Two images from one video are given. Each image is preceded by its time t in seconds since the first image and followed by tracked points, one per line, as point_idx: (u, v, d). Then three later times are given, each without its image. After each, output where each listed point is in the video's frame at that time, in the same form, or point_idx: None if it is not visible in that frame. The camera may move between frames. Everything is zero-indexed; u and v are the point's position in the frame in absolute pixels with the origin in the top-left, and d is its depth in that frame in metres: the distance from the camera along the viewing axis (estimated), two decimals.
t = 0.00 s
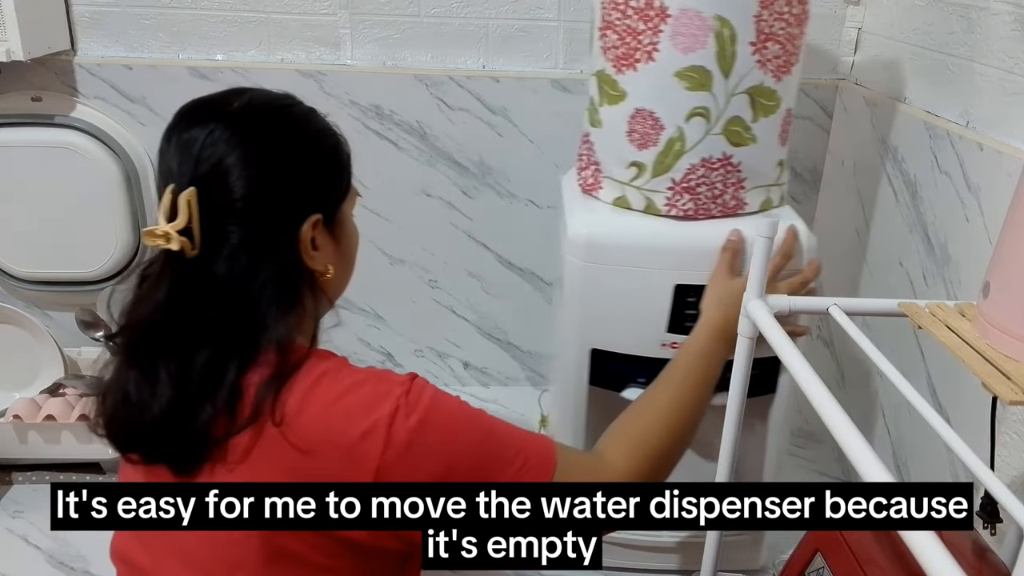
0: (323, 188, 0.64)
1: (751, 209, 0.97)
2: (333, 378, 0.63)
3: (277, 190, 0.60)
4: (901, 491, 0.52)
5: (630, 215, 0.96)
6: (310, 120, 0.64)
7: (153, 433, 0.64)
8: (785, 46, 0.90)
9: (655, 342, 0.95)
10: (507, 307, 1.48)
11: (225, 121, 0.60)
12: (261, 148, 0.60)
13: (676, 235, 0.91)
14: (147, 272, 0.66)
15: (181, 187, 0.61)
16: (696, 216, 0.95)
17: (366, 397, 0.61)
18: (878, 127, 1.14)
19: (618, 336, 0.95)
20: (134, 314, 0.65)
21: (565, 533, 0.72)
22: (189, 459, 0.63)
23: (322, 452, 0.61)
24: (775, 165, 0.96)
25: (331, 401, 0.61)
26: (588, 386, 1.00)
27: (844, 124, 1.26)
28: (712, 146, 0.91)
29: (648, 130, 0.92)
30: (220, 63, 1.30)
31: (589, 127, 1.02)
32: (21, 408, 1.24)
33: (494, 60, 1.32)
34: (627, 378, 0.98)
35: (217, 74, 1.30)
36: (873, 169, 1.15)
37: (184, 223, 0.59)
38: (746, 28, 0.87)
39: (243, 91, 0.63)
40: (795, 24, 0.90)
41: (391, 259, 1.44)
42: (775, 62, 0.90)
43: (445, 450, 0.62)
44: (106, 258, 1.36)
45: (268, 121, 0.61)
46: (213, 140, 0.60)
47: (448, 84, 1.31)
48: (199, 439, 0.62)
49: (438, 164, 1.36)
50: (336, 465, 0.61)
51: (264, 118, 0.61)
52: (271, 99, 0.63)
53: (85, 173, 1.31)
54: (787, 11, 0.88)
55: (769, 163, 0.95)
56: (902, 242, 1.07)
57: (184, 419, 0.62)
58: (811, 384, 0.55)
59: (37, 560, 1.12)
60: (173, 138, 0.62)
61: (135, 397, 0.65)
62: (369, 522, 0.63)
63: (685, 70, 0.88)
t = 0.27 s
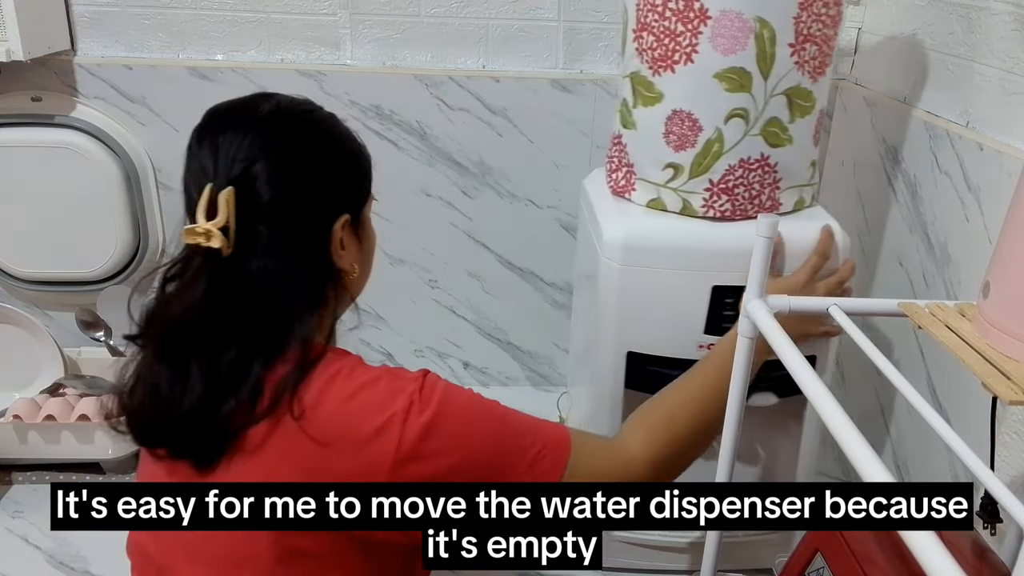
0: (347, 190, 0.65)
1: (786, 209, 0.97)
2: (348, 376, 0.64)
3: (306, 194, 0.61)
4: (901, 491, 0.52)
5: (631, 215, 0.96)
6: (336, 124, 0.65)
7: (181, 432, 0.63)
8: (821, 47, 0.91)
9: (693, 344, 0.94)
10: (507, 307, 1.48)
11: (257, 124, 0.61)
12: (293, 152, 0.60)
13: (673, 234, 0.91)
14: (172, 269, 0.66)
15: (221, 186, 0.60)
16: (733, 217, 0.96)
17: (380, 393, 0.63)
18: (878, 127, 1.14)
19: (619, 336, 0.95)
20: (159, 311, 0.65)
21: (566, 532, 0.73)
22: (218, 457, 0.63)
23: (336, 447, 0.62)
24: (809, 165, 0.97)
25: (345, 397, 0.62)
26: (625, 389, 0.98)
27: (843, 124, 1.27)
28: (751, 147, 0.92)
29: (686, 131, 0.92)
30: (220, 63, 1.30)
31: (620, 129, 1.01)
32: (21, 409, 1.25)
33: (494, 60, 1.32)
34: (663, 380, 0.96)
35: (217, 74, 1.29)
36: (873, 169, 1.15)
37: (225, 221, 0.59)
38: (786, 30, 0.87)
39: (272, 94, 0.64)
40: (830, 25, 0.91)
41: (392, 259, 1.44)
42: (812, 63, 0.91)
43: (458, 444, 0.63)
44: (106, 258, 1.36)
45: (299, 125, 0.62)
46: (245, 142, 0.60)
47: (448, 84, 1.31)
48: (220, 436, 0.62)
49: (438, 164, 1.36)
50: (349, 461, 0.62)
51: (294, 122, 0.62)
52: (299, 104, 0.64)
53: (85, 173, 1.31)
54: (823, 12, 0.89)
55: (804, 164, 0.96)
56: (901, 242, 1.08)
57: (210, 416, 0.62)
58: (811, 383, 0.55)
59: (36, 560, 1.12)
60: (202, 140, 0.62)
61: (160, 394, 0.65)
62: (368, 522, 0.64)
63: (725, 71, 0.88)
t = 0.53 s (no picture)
0: (347, 190, 0.66)
1: (792, 209, 0.98)
2: (341, 375, 0.64)
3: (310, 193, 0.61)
4: (900, 491, 0.52)
5: (630, 215, 0.96)
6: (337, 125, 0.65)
7: (181, 429, 0.63)
8: (828, 47, 0.91)
9: (699, 344, 0.94)
10: (507, 307, 1.48)
11: (262, 121, 0.60)
12: (297, 151, 0.61)
13: (673, 234, 0.92)
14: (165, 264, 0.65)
15: (228, 183, 0.59)
16: (740, 217, 0.96)
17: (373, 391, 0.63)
18: (878, 127, 1.14)
19: (619, 336, 0.95)
20: (153, 306, 0.64)
21: (566, 532, 0.73)
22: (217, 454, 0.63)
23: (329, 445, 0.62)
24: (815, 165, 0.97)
25: (339, 394, 0.62)
26: (631, 390, 0.98)
27: (843, 124, 1.27)
28: (758, 147, 0.92)
29: (693, 131, 0.92)
30: (220, 63, 1.30)
31: (627, 129, 1.01)
32: (21, 408, 1.25)
33: (494, 60, 1.33)
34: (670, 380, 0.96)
35: (216, 74, 1.29)
36: (873, 169, 1.15)
37: (234, 219, 0.58)
38: (794, 30, 0.87)
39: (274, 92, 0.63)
40: (837, 26, 0.91)
41: (392, 259, 1.44)
42: (820, 63, 0.91)
43: (453, 442, 0.63)
44: (106, 257, 1.36)
45: (303, 124, 0.62)
46: (250, 139, 0.60)
47: (448, 84, 1.31)
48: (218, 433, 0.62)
49: (437, 164, 1.36)
50: (343, 459, 0.62)
51: (298, 120, 0.62)
52: (301, 103, 0.63)
53: (85, 173, 1.31)
54: (831, 13, 0.89)
55: (811, 164, 0.96)
56: (901, 243, 1.08)
57: (209, 413, 0.62)
58: (810, 383, 0.55)
59: (36, 560, 1.12)
60: (205, 136, 0.61)
61: (154, 391, 0.64)
62: (368, 522, 0.64)
63: (734, 71, 0.88)
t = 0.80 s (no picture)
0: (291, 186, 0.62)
1: (792, 209, 0.98)
2: (285, 386, 0.60)
3: (246, 190, 0.58)
4: (901, 491, 0.52)
5: (630, 215, 0.96)
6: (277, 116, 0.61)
7: (117, 436, 0.61)
8: (828, 47, 0.91)
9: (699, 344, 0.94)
10: (507, 306, 1.48)
11: (195, 116, 0.57)
12: (228, 147, 0.57)
13: (673, 234, 0.92)
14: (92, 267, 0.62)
15: (156, 184, 0.56)
16: (740, 217, 0.96)
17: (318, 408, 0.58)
18: (878, 127, 1.14)
19: (619, 336, 0.95)
20: (83, 313, 0.61)
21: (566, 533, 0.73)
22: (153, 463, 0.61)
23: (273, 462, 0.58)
24: (815, 165, 0.97)
25: (281, 410, 0.58)
26: (631, 391, 0.98)
27: (843, 124, 1.27)
28: (758, 147, 0.92)
29: (693, 132, 0.92)
30: (220, 63, 1.30)
31: (627, 129, 1.01)
32: (22, 408, 1.25)
33: (494, 60, 1.33)
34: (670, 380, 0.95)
35: (217, 74, 1.29)
36: (873, 169, 1.15)
37: (161, 222, 0.56)
38: (794, 30, 0.87)
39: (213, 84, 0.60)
40: (837, 26, 0.91)
41: (392, 259, 1.44)
42: (820, 63, 0.91)
43: (404, 462, 0.59)
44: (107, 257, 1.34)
45: (239, 118, 0.58)
46: (181, 135, 0.56)
47: (448, 84, 1.31)
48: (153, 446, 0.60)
49: (437, 164, 1.36)
50: (288, 474, 0.59)
51: (235, 114, 0.58)
52: (239, 95, 0.60)
53: (85, 173, 1.29)
54: (830, 13, 0.89)
55: (811, 164, 0.96)
56: (901, 242, 1.08)
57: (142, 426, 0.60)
58: (810, 382, 0.55)
59: (37, 560, 1.12)
60: (136, 132, 0.58)
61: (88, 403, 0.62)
62: (368, 522, 0.60)
63: (734, 71, 0.88)
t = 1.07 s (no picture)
0: (192, 185, 0.55)
1: (792, 209, 0.98)
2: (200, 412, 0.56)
3: (138, 190, 0.51)
4: (901, 491, 0.52)
5: (630, 215, 0.96)
6: (177, 109, 0.55)
7: None
8: (828, 47, 0.91)
9: (699, 344, 0.94)
10: (507, 306, 1.48)
11: (83, 108, 0.50)
12: (122, 141, 0.50)
13: (673, 234, 0.92)
14: None
15: (32, 183, 0.49)
16: (740, 217, 0.96)
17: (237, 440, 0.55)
18: (878, 127, 1.14)
19: (619, 336, 0.95)
20: None
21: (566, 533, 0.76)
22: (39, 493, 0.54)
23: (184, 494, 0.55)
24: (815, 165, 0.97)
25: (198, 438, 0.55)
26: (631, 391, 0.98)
27: (843, 123, 1.27)
28: (758, 147, 0.92)
29: (693, 131, 0.92)
30: (220, 63, 1.30)
31: (627, 129, 1.01)
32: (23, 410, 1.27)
33: (493, 60, 1.33)
34: (671, 379, 0.95)
35: (217, 74, 1.29)
36: (873, 169, 1.15)
37: (40, 222, 0.48)
38: (794, 30, 0.87)
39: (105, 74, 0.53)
40: (837, 26, 0.91)
41: (391, 259, 1.44)
42: (820, 63, 0.91)
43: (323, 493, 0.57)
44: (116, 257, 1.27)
45: (135, 110, 0.52)
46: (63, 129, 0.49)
47: (448, 84, 1.31)
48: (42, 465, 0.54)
49: (437, 164, 1.36)
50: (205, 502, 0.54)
51: (132, 107, 0.52)
52: (135, 87, 0.53)
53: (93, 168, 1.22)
54: (830, 13, 0.89)
55: (811, 163, 0.96)
56: (901, 242, 1.08)
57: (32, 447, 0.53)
58: (809, 381, 0.55)
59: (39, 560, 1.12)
60: (16, 123, 0.51)
61: None
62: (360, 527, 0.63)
63: (735, 71, 0.88)
